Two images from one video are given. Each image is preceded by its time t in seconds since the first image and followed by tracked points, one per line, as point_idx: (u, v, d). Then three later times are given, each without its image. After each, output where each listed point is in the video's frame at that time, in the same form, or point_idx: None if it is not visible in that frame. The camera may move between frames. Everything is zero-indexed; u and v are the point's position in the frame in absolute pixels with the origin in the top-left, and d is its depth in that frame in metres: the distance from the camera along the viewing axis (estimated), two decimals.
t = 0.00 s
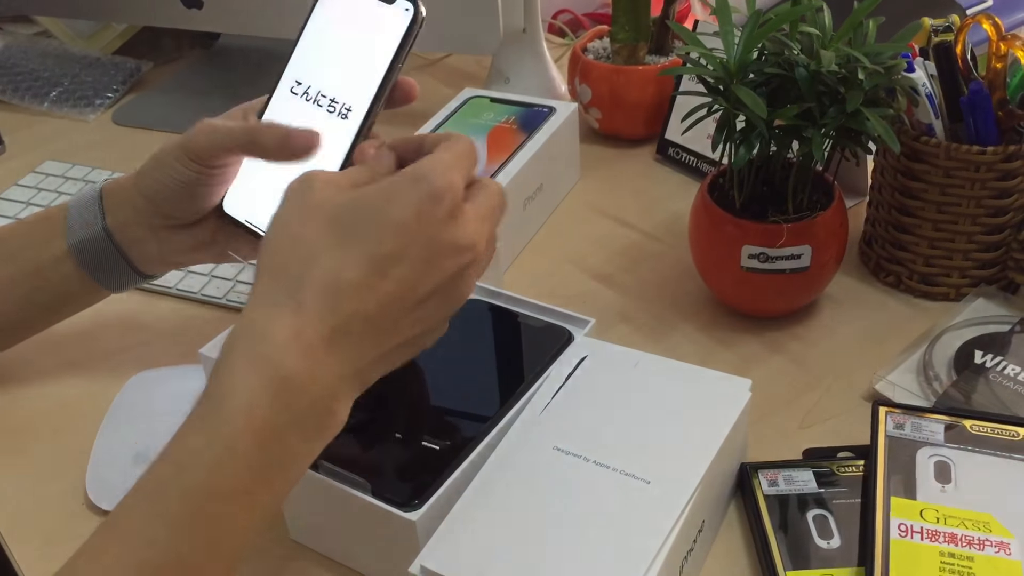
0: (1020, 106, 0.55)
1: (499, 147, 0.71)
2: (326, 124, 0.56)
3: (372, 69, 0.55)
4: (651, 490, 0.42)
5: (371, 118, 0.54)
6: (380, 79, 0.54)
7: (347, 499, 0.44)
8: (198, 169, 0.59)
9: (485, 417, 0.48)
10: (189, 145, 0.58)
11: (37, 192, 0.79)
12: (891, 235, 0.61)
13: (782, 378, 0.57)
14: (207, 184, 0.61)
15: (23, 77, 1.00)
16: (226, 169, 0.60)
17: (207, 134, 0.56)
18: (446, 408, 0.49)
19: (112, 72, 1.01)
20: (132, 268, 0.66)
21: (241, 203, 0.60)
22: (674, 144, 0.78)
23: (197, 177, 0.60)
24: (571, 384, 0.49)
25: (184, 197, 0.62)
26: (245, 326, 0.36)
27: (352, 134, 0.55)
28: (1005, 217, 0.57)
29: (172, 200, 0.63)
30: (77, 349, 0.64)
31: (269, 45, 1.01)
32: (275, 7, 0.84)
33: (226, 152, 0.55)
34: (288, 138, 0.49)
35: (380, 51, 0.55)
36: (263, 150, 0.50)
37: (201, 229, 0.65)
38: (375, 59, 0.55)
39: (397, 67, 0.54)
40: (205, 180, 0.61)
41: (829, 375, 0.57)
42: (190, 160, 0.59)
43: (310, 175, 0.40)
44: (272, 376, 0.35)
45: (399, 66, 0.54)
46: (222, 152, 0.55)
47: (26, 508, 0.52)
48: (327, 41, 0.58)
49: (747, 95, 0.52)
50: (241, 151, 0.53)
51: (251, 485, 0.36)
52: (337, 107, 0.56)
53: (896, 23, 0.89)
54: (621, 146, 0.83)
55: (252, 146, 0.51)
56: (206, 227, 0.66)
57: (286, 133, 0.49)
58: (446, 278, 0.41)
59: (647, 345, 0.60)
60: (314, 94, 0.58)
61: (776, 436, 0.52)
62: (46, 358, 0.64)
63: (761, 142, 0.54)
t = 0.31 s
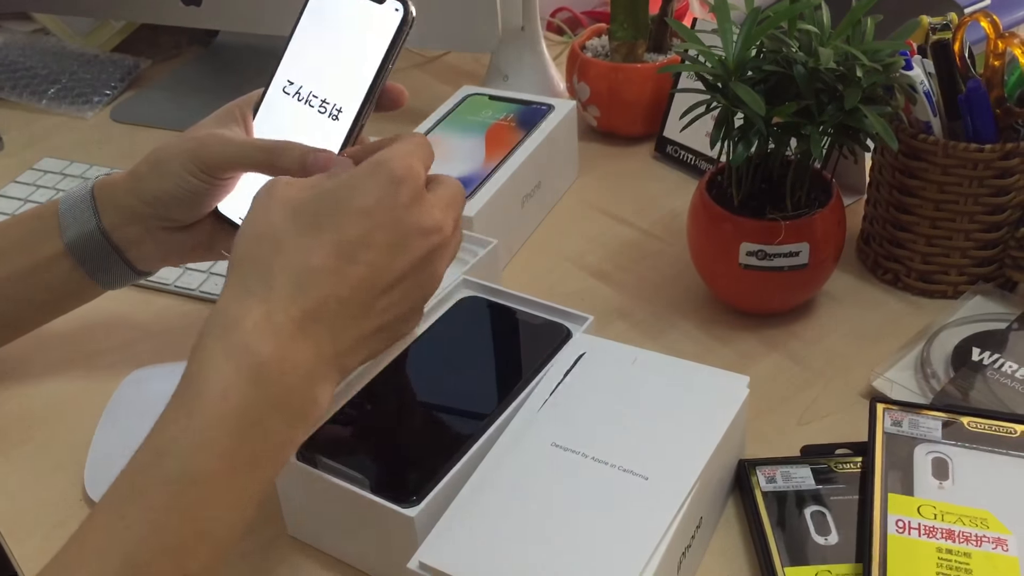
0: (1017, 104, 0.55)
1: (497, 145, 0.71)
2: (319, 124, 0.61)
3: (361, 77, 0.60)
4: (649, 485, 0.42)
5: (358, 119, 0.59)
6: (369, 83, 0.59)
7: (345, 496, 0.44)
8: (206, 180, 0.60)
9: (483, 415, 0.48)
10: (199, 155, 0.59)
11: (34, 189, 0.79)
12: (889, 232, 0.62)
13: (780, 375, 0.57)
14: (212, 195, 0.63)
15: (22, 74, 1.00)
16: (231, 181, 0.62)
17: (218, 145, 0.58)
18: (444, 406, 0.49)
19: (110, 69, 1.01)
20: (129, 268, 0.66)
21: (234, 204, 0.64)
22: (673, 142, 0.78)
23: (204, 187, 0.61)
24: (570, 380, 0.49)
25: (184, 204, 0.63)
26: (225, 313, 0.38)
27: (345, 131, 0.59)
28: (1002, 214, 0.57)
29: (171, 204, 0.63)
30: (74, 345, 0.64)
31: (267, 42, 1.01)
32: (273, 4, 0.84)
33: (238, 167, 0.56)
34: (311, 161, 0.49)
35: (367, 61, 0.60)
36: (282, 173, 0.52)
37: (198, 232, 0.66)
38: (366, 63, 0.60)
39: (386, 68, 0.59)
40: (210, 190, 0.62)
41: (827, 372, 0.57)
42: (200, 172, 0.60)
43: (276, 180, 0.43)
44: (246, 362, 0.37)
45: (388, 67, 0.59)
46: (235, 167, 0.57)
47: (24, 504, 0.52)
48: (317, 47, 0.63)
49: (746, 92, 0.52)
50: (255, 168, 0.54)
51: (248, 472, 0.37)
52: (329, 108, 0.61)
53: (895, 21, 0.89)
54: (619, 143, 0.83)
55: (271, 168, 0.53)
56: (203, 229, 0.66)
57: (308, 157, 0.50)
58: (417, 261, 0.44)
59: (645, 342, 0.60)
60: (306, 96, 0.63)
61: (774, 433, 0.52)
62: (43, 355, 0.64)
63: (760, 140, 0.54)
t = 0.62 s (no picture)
0: (1016, 101, 0.55)
1: (496, 142, 0.71)
2: (330, 109, 0.61)
3: (373, 62, 0.60)
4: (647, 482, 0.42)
5: (371, 103, 0.59)
6: (382, 69, 0.59)
7: (343, 493, 0.44)
8: (219, 158, 0.60)
9: (481, 412, 0.48)
10: (214, 134, 0.59)
11: (33, 186, 0.79)
12: (887, 230, 0.62)
13: (779, 372, 0.57)
14: (225, 177, 0.62)
15: (20, 70, 1.00)
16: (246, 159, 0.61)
17: (235, 123, 0.59)
18: (441, 404, 0.49)
19: (108, 67, 1.01)
20: (127, 262, 0.65)
21: (236, 190, 0.64)
22: (671, 139, 0.78)
23: (219, 169, 0.61)
24: (568, 377, 0.49)
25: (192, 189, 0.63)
26: None
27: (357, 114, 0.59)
28: (1001, 212, 0.57)
29: (182, 189, 0.63)
30: (72, 342, 0.64)
31: (265, 39, 1.01)
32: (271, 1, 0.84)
33: (259, 145, 0.58)
34: (328, 134, 0.54)
35: (378, 46, 0.60)
36: (301, 147, 0.55)
37: (202, 220, 0.65)
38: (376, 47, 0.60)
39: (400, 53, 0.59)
40: (226, 172, 0.62)
41: (826, 369, 0.57)
42: (212, 150, 0.60)
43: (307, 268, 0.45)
44: None
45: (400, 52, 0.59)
46: (255, 142, 0.58)
47: (23, 502, 0.52)
48: (326, 35, 0.63)
49: (745, 90, 0.52)
50: (275, 144, 0.57)
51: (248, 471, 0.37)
52: (340, 94, 0.61)
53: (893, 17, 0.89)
54: (618, 141, 0.83)
55: (291, 143, 0.55)
56: (206, 219, 0.66)
57: (326, 131, 0.54)
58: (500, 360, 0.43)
59: (643, 339, 0.60)
60: (315, 85, 0.62)
61: (773, 430, 0.52)
62: (41, 353, 0.64)
63: (759, 137, 0.54)
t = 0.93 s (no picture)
0: (1016, 98, 0.55)
1: (495, 139, 0.70)
2: (332, 117, 0.60)
3: (374, 68, 0.60)
4: (645, 478, 0.42)
5: (374, 107, 0.58)
6: (384, 74, 0.59)
7: (341, 489, 0.44)
8: (220, 167, 0.59)
9: (479, 409, 0.48)
10: (215, 142, 0.59)
11: (31, 183, 0.79)
12: (887, 227, 0.61)
13: (778, 370, 0.57)
14: (227, 186, 0.61)
15: (17, 67, 0.99)
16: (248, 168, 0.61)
17: (236, 132, 0.58)
18: (439, 401, 0.49)
19: (107, 63, 1.00)
20: (126, 274, 0.64)
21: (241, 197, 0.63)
22: (670, 136, 0.78)
23: (223, 177, 0.60)
24: (567, 375, 0.49)
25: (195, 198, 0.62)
26: None
27: (360, 119, 0.59)
28: (1001, 209, 0.57)
29: (183, 198, 0.62)
30: (71, 340, 0.64)
31: (264, 35, 1.00)
32: None
33: (262, 152, 0.57)
34: (330, 141, 0.54)
35: (379, 53, 0.60)
36: (303, 154, 0.54)
37: (205, 230, 0.64)
38: (378, 53, 0.60)
39: (402, 56, 0.59)
40: (228, 181, 0.61)
41: (825, 366, 0.57)
42: (213, 158, 0.59)
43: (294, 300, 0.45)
44: None
45: (403, 56, 0.59)
46: (256, 152, 0.57)
47: (21, 499, 0.52)
48: (326, 43, 0.63)
49: (745, 87, 0.52)
50: (277, 151, 0.56)
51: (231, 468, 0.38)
52: (341, 101, 0.60)
53: (894, 14, 0.89)
54: (617, 138, 0.83)
55: (293, 149, 0.55)
56: (210, 228, 0.64)
57: (329, 138, 0.54)
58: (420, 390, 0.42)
59: (643, 337, 0.60)
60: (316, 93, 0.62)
61: (771, 427, 0.52)
62: (39, 350, 0.64)
63: (758, 133, 0.54)
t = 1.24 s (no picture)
0: (1018, 95, 0.55)
1: (495, 135, 0.70)
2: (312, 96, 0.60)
3: (350, 43, 0.59)
4: (644, 476, 0.42)
5: (351, 85, 0.58)
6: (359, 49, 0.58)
7: (340, 487, 0.44)
8: (204, 159, 0.61)
9: (479, 407, 0.48)
10: (195, 135, 0.60)
11: (30, 179, 0.79)
12: (888, 224, 0.61)
13: (779, 367, 0.57)
14: (212, 177, 0.63)
15: (16, 63, 0.99)
16: (232, 157, 0.62)
17: (214, 122, 0.59)
18: (438, 399, 0.49)
19: (106, 59, 1.00)
20: (118, 273, 0.65)
21: (227, 189, 0.64)
22: (671, 133, 0.77)
23: (207, 168, 0.62)
24: (567, 373, 0.49)
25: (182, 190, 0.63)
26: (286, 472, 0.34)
27: (339, 96, 0.58)
28: (1002, 206, 0.57)
29: (171, 194, 0.64)
30: (70, 336, 0.64)
31: (264, 31, 1.00)
32: None
33: (242, 139, 0.58)
34: (309, 120, 0.54)
35: (352, 29, 0.59)
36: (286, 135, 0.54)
37: (197, 224, 0.67)
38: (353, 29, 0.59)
39: (375, 28, 0.58)
40: (212, 170, 0.62)
41: (826, 363, 0.57)
42: (195, 151, 0.60)
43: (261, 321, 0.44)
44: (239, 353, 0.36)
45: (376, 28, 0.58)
46: (238, 139, 0.58)
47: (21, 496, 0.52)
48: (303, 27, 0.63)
49: (745, 83, 0.51)
50: (259, 136, 0.57)
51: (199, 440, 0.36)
52: (321, 80, 0.60)
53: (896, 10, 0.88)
54: (617, 134, 0.83)
55: (273, 131, 0.55)
56: (200, 222, 0.67)
57: (307, 117, 0.54)
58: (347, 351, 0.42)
59: (643, 334, 0.60)
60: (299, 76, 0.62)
61: (772, 425, 0.52)
62: (38, 347, 0.63)
63: (759, 130, 0.54)
